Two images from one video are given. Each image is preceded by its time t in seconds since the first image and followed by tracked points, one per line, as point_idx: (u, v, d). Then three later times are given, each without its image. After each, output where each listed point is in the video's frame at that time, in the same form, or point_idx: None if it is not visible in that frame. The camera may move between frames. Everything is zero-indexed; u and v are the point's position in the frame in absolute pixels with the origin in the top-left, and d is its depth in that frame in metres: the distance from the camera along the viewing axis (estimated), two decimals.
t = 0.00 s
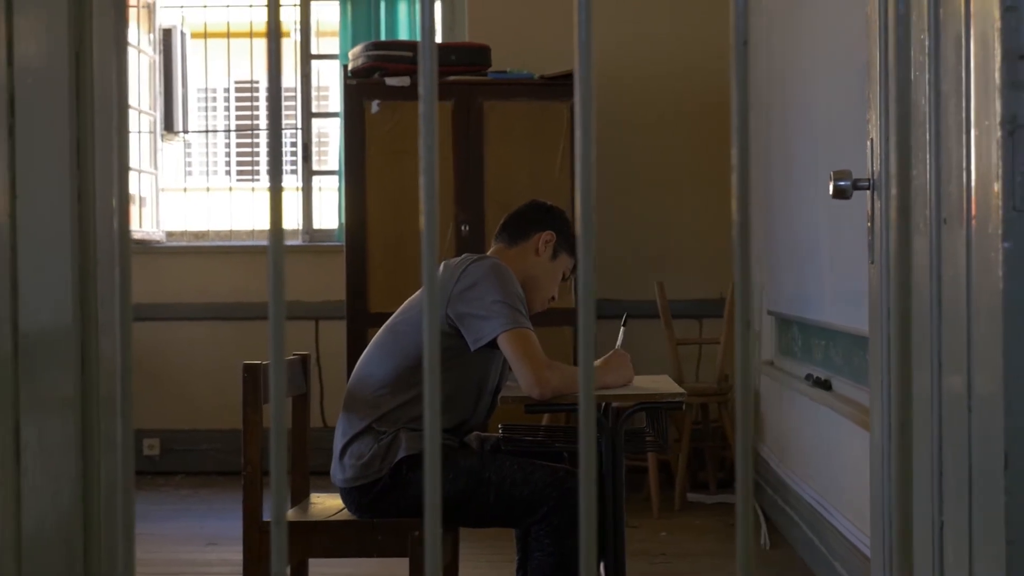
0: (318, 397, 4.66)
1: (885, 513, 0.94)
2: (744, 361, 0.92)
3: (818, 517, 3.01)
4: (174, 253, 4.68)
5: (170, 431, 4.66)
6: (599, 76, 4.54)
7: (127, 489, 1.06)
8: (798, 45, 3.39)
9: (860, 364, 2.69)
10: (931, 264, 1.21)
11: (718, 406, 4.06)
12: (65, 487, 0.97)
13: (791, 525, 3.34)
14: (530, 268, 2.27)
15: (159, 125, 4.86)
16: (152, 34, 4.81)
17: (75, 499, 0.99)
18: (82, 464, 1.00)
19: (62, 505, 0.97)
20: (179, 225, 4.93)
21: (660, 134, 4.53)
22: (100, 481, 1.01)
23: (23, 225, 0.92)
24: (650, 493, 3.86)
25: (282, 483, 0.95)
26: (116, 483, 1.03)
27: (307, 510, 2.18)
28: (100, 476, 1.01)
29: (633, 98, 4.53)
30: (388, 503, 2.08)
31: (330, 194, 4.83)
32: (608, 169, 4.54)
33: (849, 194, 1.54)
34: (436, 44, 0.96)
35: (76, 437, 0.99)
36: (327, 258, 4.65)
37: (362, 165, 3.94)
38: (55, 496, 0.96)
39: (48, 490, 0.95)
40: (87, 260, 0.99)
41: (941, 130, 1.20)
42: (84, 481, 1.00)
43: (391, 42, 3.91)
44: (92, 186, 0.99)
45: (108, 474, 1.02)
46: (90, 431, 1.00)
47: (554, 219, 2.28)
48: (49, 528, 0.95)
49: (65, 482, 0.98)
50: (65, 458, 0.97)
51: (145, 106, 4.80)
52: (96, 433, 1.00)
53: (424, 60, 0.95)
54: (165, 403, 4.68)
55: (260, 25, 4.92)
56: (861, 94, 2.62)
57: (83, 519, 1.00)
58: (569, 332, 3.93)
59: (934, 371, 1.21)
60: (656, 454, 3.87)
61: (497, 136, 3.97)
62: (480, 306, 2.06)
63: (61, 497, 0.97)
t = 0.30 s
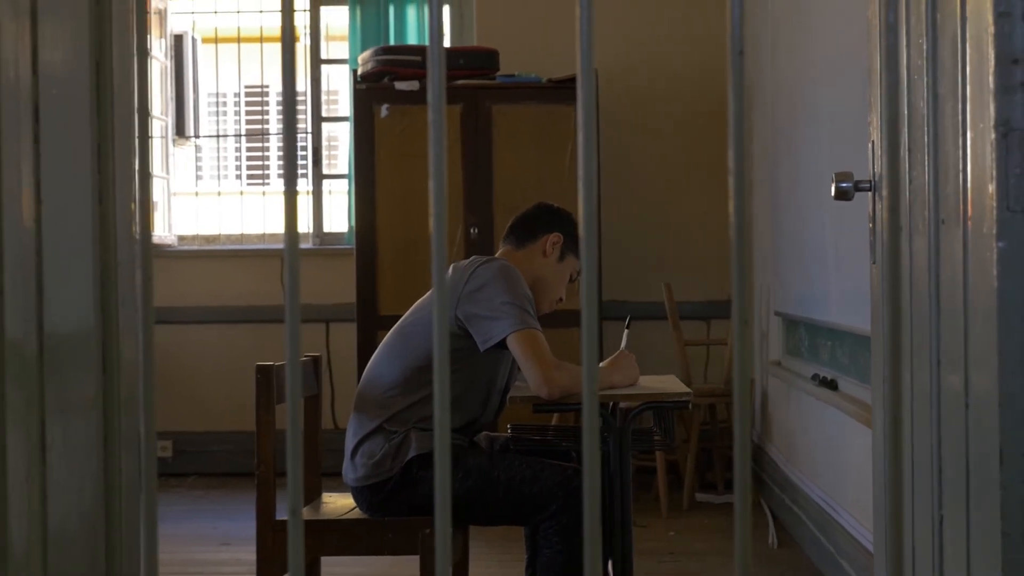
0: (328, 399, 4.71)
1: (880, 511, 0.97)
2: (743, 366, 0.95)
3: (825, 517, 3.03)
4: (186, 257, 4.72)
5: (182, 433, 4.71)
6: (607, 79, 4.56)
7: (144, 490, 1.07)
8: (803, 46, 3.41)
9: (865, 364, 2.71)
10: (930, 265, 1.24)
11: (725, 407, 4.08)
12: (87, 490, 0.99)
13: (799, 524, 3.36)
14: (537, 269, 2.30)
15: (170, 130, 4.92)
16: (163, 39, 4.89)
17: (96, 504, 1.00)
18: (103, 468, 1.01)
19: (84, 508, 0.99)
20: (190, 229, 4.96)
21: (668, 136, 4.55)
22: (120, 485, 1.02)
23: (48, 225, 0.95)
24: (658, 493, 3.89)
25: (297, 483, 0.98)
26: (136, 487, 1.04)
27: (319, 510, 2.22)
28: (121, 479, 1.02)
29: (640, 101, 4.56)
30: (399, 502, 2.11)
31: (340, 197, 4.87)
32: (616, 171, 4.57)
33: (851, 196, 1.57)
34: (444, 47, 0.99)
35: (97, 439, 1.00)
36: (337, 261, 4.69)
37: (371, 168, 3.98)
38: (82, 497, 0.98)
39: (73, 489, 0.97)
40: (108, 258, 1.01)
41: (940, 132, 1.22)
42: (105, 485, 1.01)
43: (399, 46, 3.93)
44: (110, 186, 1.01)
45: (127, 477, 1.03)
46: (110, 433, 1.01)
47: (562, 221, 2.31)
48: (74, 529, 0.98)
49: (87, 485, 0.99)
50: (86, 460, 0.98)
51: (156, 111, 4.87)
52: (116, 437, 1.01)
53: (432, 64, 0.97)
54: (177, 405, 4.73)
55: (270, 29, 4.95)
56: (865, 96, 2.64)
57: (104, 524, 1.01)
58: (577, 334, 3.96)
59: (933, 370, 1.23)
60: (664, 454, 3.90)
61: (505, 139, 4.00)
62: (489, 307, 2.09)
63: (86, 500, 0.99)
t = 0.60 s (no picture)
0: (337, 399, 4.74)
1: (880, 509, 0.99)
2: (743, 366, 0.98)
3: (831, 516, 3.05)
4: (195, 258, 4.76)
5: (192, 433, 4.74)
6: (614, 80, 4.58)
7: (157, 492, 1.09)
8: (808, 47, 3.42)
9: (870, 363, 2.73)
10: (931, 266, 1.26)
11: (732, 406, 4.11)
12: (109, 491, 1.01)
13: (805, 523, 3.37)
14: (544, 269, 2.33)
15: (180, 132, 4.94)
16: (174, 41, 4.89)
17: (116, 506, 1.03)
18: (122, 470, 1.04)
19: (105, 509, 1.01)
20: (199, 230, 4.99)
21: (674, 137, 4.57)
22: (137, 487, 1.05)
23: (68, 228, 0.95)
24: (665, 492, 3.91)
25: (313, 482, 1.00)
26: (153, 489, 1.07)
27: (329, 508, 2.25)
28: (139, 480, 1.05)
29: (646, 102, 4.58)
30: (408, 499, 2.14)
31: (348, 198, 4.90)
32: (622, 172, 4.59)
33: (853, 198, 1.59)
34: (454, 51, 1.01)
35: (118, 441, 1.03)
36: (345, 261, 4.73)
37: (380, 170, 4.01)
38: (97, 500, 0.99)
39: (91, 492, 0.98)
40: (126, 261, 1.04)
41: (940, 135, 1.25)
42: (124, 487, 1.04)
43: (407, 48, 3.96)
44: (128, 191, 1.04)
45: (144, 479, 1.06)
46: (130, 436, 1.04)
47: (569, 222, 2.34)
48: (92, 531, 0.98)
49: (109, 485, 1.01)
50: (108, 462, 1.01)
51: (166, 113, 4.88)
52: (135, 439, 1.04)
53: (442, 65, 1.01)
54: (187, 405, 4.76)
55: (278, 30, 4.95)
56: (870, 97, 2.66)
57: (124, 525, 1.04)
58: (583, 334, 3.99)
59: (934, 369, 1.26)
60: (670, 453, 3.92)
61: (512, 140, 4.02)
62: (497, 308, 2.12)
63: (104, 503, 1.00)
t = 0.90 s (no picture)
0: (339, 397, 4.77)
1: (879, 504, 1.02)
2: (740, 365, 1.01)
3: (830, 514, 3.08)
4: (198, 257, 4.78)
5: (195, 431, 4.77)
6: (615, 81, 4.61)
7: (168, 489, 1.12)
8: (808, 48, 3.45)
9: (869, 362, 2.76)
10: (927, 267, 1.29)
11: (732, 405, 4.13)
12: (122, 487, 1.03)
13: (804, 521, 3.40)
14: (546, 268, 2.35)
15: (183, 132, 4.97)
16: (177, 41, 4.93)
17: (129, 502, 1.05)
18: (135, 469, 1.06)
19: (118, 505, 1.03)
20: (202, 230, 5.02)
21: (675, 137, 4.60)
22: (150, 484, 1.07)
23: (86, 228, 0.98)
24: (665, 490, 3.94)
25: (324, 481, 1.03)
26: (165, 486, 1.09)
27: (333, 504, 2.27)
28: (151, 477, 1.08)
29: (647, 102, 4.61)
30: (412, 496, 2.17)
31: (350, 197, 4.93)
32: (623, 172, 4.62)
33: (850, 199, 1.61)
34: (460, 49, 1.03)
35: (132, 437, 1.05)
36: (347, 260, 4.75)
37: (382, 170, 4.04)
38: (112, 495, 1.02)
39: (106, 486, 1.01)
40: (140, 263, 1.07)
41: (935, 138, 1.27)
42: (137, 484, 1.06)
43: (410, 49, 3.97)
44: (143, 195, 1.07)
45: (157, 477, 1.08)
46: (143, 433, 1.06)
47: (571, 222, 2.37)
48: (107, 526, 1.01)
49: (123, 482, 1.04)
50: (122, 459, 1.03)
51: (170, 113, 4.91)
52: (147, 436, 1.06)
53: (449, 62, 1.03)
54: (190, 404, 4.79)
55: (281, 30, 4.99)
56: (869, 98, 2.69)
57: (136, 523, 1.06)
58: (584, 333, 4.01)
59: (929, 368, 1.28)
60: (671, 451, 3.95)
61: (514, 141, 4.05)
62: (500, 307, 2.15)
63: (118, 498, 1.03)
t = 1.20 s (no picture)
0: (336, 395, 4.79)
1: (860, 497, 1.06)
2: (727, 361, 1.05)
3: (822, 510, 3.11)
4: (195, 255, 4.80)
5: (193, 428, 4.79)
6: (611, 81, 4.64)
7: (171, 487, 1.14)
8: (802, 48, 3.48)
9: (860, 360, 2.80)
10: (913, 267, 1.32)
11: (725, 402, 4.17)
12: (128, 482, 1.06)
13: (797, 517, 3.44)
14: (542, 268, 2.38)
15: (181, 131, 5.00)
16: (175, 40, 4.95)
17: (135, 498, 1.08)
18: (141, 465, 1.08)
19: (124, 500, 1.06)
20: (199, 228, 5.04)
21: (669, 137, 4.63)
22: (155, 481, 1.10)
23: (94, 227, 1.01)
24: (659, 487, 3.97)
25: (326, 478, 1.06)
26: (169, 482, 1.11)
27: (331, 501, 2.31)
28: (157, 473, 1.10)
29: (643, 102, 4.64)
30: (408, 492, 2.20)
31: (347, 195, 4.96)
32: (619, 171, 4.65)
33: (840, 200, 1.64)
34: (459, 49, 1.08)
35: (138, 433, 1.08)
36: (344, 258, 4.78)
37: (379, 169, 4.07)
38: (119, 490, 1.05)
39: (113, 481, 1.03)
40: (145, 263, 1.09)
41: (921, 141, 1.30)
42: (142, 481, 1.09)
43: (408, 48, 4.00)
44: (149, 195, 1.09)
45: (162, 473, 1.11)
46: (149, 429, 1.09)
47: (566, 222, 2.39)
48: (114, 520, 1.04)
49: (128, 478, 1.06)
50: (127, 455, 1.06)
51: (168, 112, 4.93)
52: (153, 432, 1.09)
53: (448, 59, 1.07)
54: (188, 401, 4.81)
55: (279, 29, 5.02)
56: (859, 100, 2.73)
57: (141, 519, 1.09)
58: (579, 331, 4.04)
59: (914, 366, 1.31)
60: (665, 448, 3.98)
61: (510, 141, 4.08)
62: (496, 306, 2.18)
63: (123, 493, 1.05)
